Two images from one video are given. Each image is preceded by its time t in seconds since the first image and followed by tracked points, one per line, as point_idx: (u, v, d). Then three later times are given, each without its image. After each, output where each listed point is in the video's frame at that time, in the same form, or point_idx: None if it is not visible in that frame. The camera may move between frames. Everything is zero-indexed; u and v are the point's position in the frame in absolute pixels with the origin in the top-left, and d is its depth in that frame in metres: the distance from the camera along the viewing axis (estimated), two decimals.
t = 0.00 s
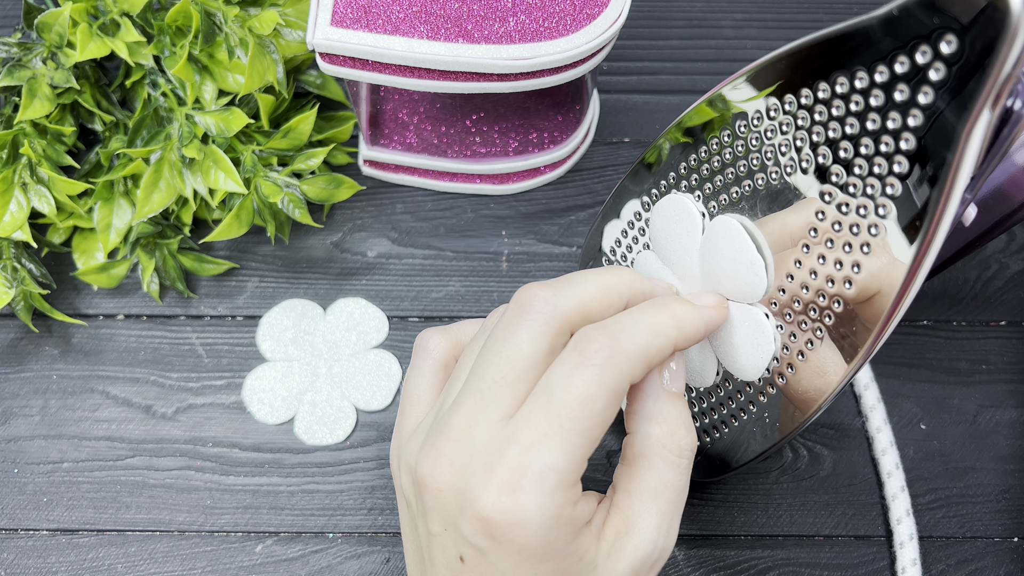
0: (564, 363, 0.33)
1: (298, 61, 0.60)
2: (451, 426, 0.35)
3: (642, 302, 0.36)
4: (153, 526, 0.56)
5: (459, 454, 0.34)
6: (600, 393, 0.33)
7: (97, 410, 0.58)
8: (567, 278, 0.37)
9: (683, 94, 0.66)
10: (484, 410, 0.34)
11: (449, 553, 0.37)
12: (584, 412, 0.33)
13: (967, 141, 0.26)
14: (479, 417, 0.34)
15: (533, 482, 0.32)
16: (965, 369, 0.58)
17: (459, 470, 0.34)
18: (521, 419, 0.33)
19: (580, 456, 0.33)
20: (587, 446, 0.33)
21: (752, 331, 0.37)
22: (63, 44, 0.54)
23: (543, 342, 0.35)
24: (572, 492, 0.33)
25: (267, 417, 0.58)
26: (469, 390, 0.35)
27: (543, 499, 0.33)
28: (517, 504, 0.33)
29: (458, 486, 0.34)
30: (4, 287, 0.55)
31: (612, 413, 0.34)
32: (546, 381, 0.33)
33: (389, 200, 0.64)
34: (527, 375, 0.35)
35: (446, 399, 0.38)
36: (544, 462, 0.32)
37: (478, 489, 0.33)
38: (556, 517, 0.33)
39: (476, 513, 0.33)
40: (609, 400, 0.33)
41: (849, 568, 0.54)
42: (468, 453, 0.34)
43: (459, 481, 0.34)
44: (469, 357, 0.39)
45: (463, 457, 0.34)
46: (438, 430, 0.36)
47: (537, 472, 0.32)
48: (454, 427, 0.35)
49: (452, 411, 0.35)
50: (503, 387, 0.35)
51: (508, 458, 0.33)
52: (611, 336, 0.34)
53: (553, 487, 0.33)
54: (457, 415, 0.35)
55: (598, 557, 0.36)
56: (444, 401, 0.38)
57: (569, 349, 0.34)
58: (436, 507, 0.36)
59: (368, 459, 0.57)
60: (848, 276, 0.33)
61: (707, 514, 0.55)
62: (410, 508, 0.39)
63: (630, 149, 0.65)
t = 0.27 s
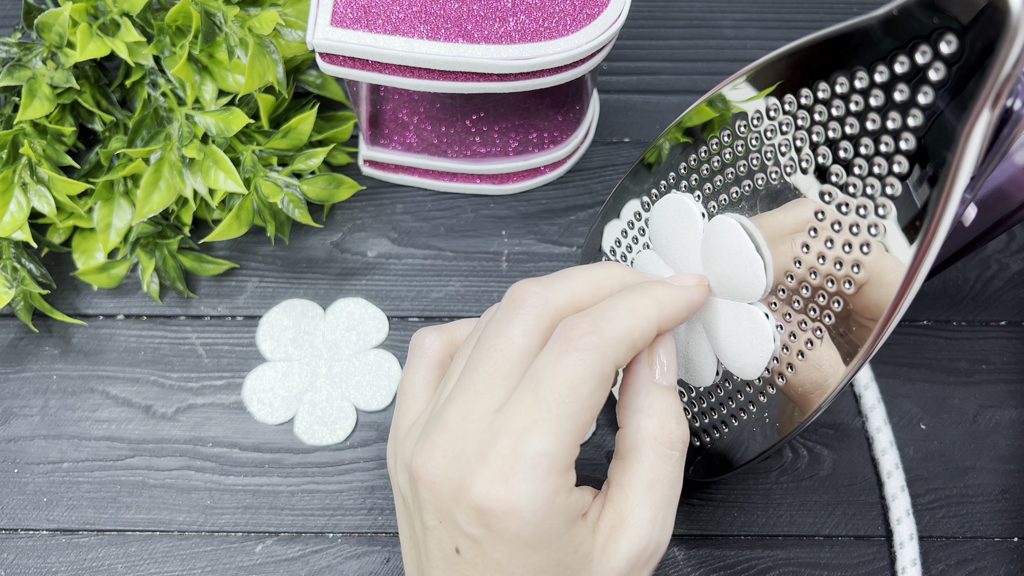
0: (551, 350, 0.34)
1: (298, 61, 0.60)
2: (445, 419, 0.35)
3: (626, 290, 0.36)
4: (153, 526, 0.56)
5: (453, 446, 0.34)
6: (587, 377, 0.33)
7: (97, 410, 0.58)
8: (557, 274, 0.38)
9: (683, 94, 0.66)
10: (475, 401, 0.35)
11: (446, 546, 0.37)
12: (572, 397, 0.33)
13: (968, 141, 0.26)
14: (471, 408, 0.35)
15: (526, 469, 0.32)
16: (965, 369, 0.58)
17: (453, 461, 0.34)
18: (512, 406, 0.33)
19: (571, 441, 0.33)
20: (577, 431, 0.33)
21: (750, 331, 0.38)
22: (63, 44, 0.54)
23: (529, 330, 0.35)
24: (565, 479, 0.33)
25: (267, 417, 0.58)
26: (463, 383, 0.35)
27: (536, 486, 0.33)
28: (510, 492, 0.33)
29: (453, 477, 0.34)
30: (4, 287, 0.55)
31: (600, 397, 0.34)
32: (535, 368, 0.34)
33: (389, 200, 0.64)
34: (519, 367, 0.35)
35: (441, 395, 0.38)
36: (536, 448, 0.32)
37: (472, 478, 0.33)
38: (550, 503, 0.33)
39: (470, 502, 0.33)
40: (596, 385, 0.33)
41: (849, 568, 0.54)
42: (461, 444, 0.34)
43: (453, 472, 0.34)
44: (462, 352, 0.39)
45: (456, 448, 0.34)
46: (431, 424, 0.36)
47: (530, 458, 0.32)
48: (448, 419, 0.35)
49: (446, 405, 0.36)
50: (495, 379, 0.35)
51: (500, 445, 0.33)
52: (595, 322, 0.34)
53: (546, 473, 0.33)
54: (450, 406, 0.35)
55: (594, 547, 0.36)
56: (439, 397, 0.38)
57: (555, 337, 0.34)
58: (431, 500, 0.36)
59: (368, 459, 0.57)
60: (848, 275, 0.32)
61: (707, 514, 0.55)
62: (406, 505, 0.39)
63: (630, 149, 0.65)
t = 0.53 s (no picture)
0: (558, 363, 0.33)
1: (297, 61, 0.60)
2: (445, 427, 0.35)
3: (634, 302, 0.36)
4: (152, 526, 0.56)
5: (454, 455, 0.34)
6: (597, 393, 0.33)
7: (97, 410, 0.58)
8: (550, 276, 0.38)
9: (683, 94, 0.66)
10: (477, 409, 0.34)
11: (446, 553, 0.36)
12: (581, 412, 0.33)
13: (967, 142, 0.26)
14: (472, 417, 0.34)
15: (530, 481, 0.32)
16: (965, 369, 0.58)
17: (454, 470, 0.34)
18: (517, 418, 0.33)
19: (576, 455, 0.33)
20: (583, 446, 0.33)
21: (750, 331, 0.37)
22: (63, 44, 0.54)
23: (531, 338, 0.35)
24: (569, 492, 0.33)
25: (267, 417, 0.58)
26: (460, 390, 0.35)
27: (540, 498, 0.32)
28: (513, 503, 0.32)
29: (454, 486, 0.34)
30: (4, 287, 0.55)
31: (607, 413, 0.34)
32: (543, 381, 0.33)
33: (389, 200, 0.64)
34: (516, 373, 0.35)
35: (439, 401, 0.38)
36: (541, 461, 0.32)
37: (474, 488, 0.33)
38: (552, 515, 0.33)
39: (472, 512, 0.33)
40: (606, 401, 0.33)
41: (849, 569, 0.54)
42: (462, 454, 0.34)
43: (454, 481, 0.34)
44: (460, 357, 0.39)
45: (457, 456, 0.34)
46: (432, 431, 0.35)
47: (535, 471, 0.32)
48: (448, 428, 0.35)
49: (445, 412, 0.35)
50: (491, 386, 0.35)
51: (505, 457, 0.33)
52: (609, 337, 0.34)
53: (550, 487, 0.32)
54: (451, 414, 0.35)
55: (597, 558, 0.36)
56: (437, 402, 0.38)
57: (565, 349, 0.34)
58: (432, 507, 0.35)
59: (368, 459, 0.57)
60: (849, 275, 0.32)
61: (707, 514, 0.55)
62: (406, 510, 0.39)
63: (630, 149, 0.65)
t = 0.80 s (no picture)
0: (557, 361, 0.34)
1: (297, 60, 0.60)
2: (442, 426, 0.35)
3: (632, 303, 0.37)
4: (152, 526, 0.56)
5: (452, 454, 0.34)
6: (597, 392, 0.33)
7: (97, 410, 0.58)
8: (543, 275, 0.38)
9: (683, 94, 0.66)
10: (474, 408, 0.34)
11: (445, 553, 0.36)
12: (580, 411, 0.33)
13: (967, 142, 0.26)
14: (469, 416, 0.34)
15: (528, 480, 0.32)
16: (965, 369, 0.58)
17: (453, 471, 0.34)
18: (515, 417, 0.33)
19: (575, 455, 0.33)
20: (583, 445, 0.33)
21: (750, 331, 0.37)
22: (63, 45, 0.54)
23: (524, 336, 0.35)
24: (567, 491, 0.33)
25: (267, 417, 0.58)
26: (456, 390, 0.35)
27: (538, 496, 0.32)
28: (512, 502, 0.32)
29: (453, 486, 0.34)
30: (4, 287, 0.55)
31: (606, 412, 0.34)
32: (542, 380, 0.33)
33: (389, 200, 0.64)
34: (510, 370, 0.35)
35: (436, 400, 0.38)
36: (540, 460, 0.32)
37: (473, 487, 0.33)
38: (551, 514, 0.33)
39: (471, 511, 0.33)
40: (604, 400, 0.33)
41: (849, 569, 0.54)
42: (460, 453, 0.34)
43: (453, 480, 0.34)
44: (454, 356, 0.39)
45: (456, 456, 0.34)
46: (430, 431, 0.35)
47: (533, 469, 0.32)
48: (446, 428, 0.35)
49: (441, 412, 0.35)
50: (486, 384, 0.35)
51: (503, 455, 0.33)
52: (607, 336, 0.34)
53: (548, 485, 0.32)
54: (448, 414, 0.35)
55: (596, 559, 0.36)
56: (434, 402, 0.38)
57: (564, 349, 0.34)
58: (431, 508, 0.35)
59: (368, 459, 0.57)
60: (849, 275, 0.32)
61: (707, 514, 0.55)
62: (405, 511, 0.39)
63: (630, 149, 0.65)
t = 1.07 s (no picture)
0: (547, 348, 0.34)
1: (297, 61, 0.60)
2: (439, 419, 0.35)
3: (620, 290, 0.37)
4: (152, 526, 0.56)
5: (450, 445, 0.34)
6: (589, 376, 0.33)
7: (97, 410, 0.58)
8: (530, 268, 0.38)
9: (683, 94, 0.66)
10: (469, 399, 0.34)
11: (446, 545, 0.36)
12: (573, 397, 0.33)
13: (967, 142, 0.26)
14: (466, 407, 0.34)
15: (526, 467, 0.32)
16: (965, 369, 0.58)
17: (451, 462, 0.34)
18: (511, 406, 0.33)
19: (571, 440, 0.33)
20: (578, 430, 0.33)
21: (750, 330, 0.37)
22: (63, 44, 0.54)
23: (514, 325, 0.35)
24: (565, 477, 0.33)
25: (267, 417, 0.58)
26: (450, 382, 0.35)
27: (537, 483, 0.32)
28: (511, 490, 0.32)
29: (452, 477, 0.34)
30: (4, 287, 0.55)
31: (600, 396, 0.34)
32: (535, 367, 0.33)
33: (389, 200, 0.64)
34: (503, 359, 0.35)
35: (431, 395, 0.38)
36: (537, 446, 0.32)
37: (472, 477, 0.33)
38: (550, 501, 0.33)
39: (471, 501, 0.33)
40: (597, 384, 0.33)
41: (849, 569, 0.54)
42: (458, 444, 0.34)
43: (452, 472, 0.34)
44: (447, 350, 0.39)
45: (454, 448, 0.34)
46: (427, 424, 0.35)
47: (531, 455, 0.32)
48: (443, 420, 0.35)
49: (438, 404, 0.35)
50: (480, 374, 0.35)
51: (501, 443, 0.33)
52: (597, 322, 0.34)
53: (546, 471, 0.32)
54: (444, 406, 0.35)
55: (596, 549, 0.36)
56: (430, 397, 0.38)
57: (555, 335, 0.34)
58: (431, 500, 0.35)
59: (368, 459, 0.57)
60: (849, 275, 0.32)
61: (707, 514, 0.55)
62: (405, 507, 0.39)
63: (630, 149, 0.65)
